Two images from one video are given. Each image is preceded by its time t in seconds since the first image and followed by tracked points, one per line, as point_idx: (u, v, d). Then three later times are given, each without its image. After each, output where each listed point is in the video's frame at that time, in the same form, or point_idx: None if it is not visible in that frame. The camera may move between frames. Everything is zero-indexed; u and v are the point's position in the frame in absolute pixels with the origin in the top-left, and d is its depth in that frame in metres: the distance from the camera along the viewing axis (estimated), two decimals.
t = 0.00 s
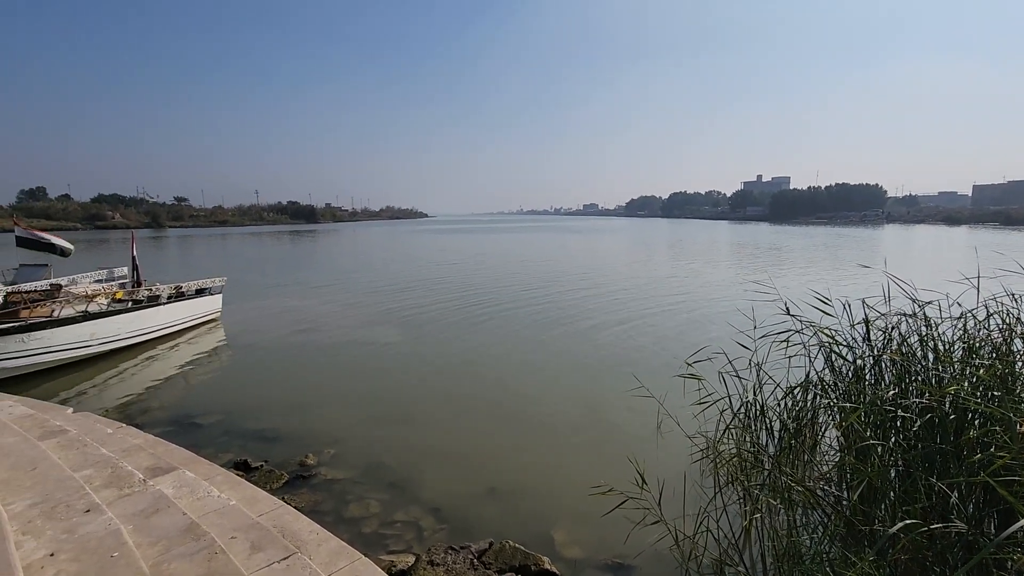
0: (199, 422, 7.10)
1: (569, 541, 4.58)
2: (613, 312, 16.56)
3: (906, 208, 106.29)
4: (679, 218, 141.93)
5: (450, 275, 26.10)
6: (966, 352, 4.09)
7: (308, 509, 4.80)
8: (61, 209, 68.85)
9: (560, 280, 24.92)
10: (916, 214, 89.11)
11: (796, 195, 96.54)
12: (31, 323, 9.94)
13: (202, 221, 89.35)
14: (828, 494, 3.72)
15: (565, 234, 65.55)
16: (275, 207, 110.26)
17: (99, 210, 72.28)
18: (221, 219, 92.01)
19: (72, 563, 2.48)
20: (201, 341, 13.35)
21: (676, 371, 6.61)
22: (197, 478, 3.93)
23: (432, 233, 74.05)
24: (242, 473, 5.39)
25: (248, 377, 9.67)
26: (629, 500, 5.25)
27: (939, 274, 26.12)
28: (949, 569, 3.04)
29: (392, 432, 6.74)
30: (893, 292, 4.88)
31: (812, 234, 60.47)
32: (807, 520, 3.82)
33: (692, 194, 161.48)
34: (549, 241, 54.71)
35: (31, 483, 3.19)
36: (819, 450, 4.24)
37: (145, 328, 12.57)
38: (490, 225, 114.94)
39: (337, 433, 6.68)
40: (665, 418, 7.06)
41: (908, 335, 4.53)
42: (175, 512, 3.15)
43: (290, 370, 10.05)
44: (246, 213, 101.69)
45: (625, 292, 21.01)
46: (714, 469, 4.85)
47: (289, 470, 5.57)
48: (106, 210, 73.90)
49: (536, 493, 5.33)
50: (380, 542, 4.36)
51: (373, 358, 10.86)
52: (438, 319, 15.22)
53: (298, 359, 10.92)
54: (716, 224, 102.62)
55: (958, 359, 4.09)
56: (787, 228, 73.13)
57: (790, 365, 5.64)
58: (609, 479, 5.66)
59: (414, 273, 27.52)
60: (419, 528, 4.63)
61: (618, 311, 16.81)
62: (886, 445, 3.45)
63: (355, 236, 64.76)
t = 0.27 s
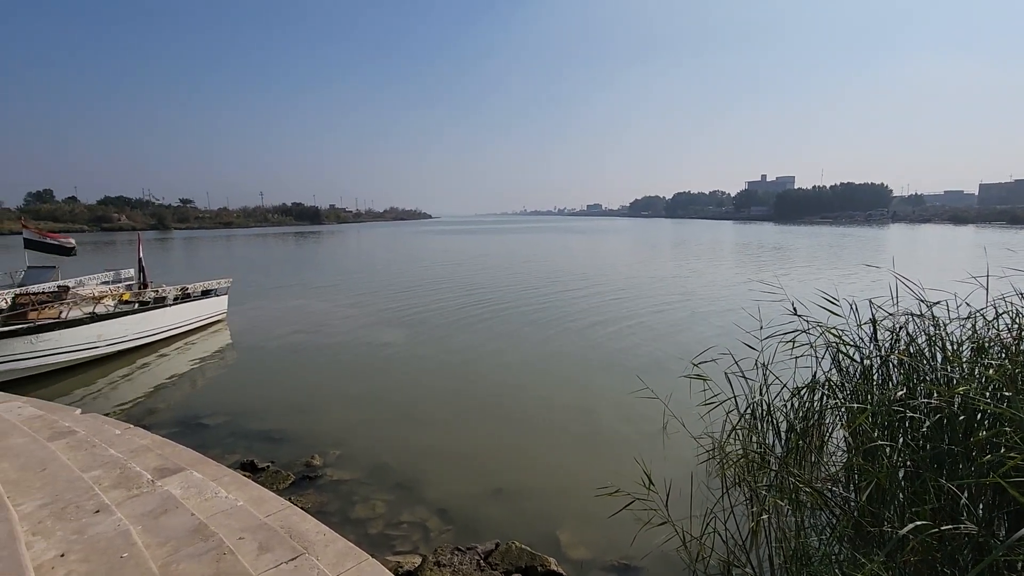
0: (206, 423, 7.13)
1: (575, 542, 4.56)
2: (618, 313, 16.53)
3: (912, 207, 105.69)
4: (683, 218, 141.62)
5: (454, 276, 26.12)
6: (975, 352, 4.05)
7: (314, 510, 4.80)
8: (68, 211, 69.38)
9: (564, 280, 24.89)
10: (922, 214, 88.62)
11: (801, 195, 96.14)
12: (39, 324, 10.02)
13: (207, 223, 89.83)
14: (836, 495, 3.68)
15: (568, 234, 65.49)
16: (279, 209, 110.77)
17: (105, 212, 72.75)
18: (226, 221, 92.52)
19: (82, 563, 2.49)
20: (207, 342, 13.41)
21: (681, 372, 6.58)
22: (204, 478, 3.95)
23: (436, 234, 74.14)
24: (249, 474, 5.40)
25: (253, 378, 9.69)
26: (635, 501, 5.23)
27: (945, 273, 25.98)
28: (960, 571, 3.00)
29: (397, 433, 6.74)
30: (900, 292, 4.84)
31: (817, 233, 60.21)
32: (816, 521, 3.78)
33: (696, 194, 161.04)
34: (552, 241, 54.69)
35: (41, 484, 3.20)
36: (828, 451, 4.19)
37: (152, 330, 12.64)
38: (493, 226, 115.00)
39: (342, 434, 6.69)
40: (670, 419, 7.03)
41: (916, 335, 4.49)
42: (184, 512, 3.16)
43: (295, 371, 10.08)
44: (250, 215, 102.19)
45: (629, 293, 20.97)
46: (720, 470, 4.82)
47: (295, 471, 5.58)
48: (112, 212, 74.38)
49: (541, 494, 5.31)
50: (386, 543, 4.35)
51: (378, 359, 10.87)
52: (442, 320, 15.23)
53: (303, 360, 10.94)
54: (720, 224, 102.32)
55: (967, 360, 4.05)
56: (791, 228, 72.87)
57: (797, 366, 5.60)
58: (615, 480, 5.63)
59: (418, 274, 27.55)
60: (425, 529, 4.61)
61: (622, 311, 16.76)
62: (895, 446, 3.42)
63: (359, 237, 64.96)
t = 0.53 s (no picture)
0: (210, 424, 7.15)
1: (578, 543, 4.55)
2: (621, 313, 16.50)
3: (917, 207, 105.22)
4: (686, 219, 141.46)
5: (457, 277, 26.13)
6: (981, 353, 4.03)
7: (317, 511, 4.80)
8: (73, 211, 69.77)
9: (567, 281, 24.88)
10: (927, 214, 88.20)
11: (805, 195, 95.87)
12: (45, 325, 10.07)
13: (212, 223, 90.20)
14: (840, 496, 3.67)
15: (571, 235, 65.51)
16: (283, 209, 111.13)
17: (110, 213, 73.11)
18: (230, 221, 92.94)
19: (88, 564, 2.50)
20: (211, 342, 13.46)
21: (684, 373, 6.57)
22: (209, 479, 3.96)
23: (439, 235, 74.21)
24: (252, 474, 5.42)
25: (257, 379, 9.73)
26: (639, 503, 5.22)
27: (951, 274, 25.86)
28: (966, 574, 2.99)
29: (399, 433, 6.75)
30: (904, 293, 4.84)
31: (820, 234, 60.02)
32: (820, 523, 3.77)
33: (699, 195, 160.76)
34: (555, 241, 54.69)
35: (46, 484, 3.22)
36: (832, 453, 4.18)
37: (156, 330, 12.70)
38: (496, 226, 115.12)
39: (345, 434, 6.70)
40: (673, 420, 7.02)
41: (921, 337, 4.48)
42: (188, 513, 3.17)
43: (299, 372, 10.10)
44: (254, 215, 102.59)
45: (632, 293, 20.95)
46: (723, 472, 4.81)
47: (299, 472, 5.59)
48: (117, 213, 74.78)
49: (545, 495, 5.31)
50: (389, 544, 4.35)
51: (380, 359, 10.88)
52: (445, 321, 15.25)
53: (307, 360, 10.96)
54: (723, 224, 102.07)
55: (972, 361, 4.03)
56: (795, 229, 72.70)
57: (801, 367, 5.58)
58: (618, 481, 5.63)
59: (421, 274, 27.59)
60: (427, 529, 4.61)
61: (625, 312, 16.75)
62: (900, 448, 3.41)
63: (362, 237, 65.17)
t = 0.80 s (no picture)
0: (213, 422, 7.18)
1: (580, 543, 4.55)
2: (623, 313, 16.48)
3: (922, 208, 104.75)
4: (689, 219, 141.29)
5: (461, 277, 26.17)
6: (987, 354, 3.99)
7: (320, 509, 4.81)
8: (79, 210, 70.13)
9: (570, 281, 24.86)
10: (932, 215, 87.83)
11: (809, 195, 95.57)
12: (50, 323, 10.11)
13: (216, 222, 90.52)
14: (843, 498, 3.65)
15: (574, 235, 65.60)
16: (287, 209, 111.54)
17: (115, 212, 73.46)
18: (234, 220, 93.32)
19: (92, 561, 2.52)
20: (215, 341, 13.51)
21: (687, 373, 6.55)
22: (212, 477, 3.98)
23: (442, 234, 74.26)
24: (255, 473, 5.44)
25: (260, 377, 9.75)
26: (642, 504, 5.21)
27: (955, 275, 25.76)
28: None
29: (401, 433, 6.76)
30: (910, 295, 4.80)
31: (825, 234, 59.74)
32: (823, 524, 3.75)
33: (703, 195, 160.46)
34: (558, 241, 54.70)
35: (51, 481, 3.23)
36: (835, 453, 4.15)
37: (161, 328, 12.75)
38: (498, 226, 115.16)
39: (348, 433, 6.71)
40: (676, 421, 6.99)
41: (926, 338, 4.45)
42: (191, 510, 3.18)
43: (302, 370, 10.13)
44: (257, 215, 102.92)
45: (635, 293, 20.92)
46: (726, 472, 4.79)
47: (301, 470, 5.60)
48: (122, 211, 75.14)
49: (547, 495, 5.31)
50: (391, 542, 4.35)
51: (384, 359, 10.89)
52: (448, 321, 15.25)
53: (309, 359, 10.99)
54: (727, 225, 101.89)
55: (977, 363, 4.00)
56: (799, 229, 72.48)
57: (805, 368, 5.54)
58: (621, 482, 5.61)
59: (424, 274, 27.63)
60: (429, 528, 4.61)
61: (628, 312, 16.73)
62: (905, 450, 3.39)
63: (365, 237, 65.37)
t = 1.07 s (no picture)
0: (217, 419, 7.21)
1: (582, 542, 4.55)
2: (627, 313, 16.47)
3: (927, 209, 104.31)
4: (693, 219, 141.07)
5: (464, 275, 26.21)
6: (991, 356, 3.98)
7: (322, 506, 4.83)
8: (84, 208, 70.53)
9: (572, 280, 24.87)
10: (937, 215, 87.45)
11: (813, 195, 95.28)
12: (56, 319, 10.18)
13: (220, 219, 90.93)
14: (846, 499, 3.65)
15: (577, 234, 65.60)
16: (291, 207, 111.94)
17: (120, 209, 73.88)
18: (238, 218, 93.70)
19: (97, 555, 2.53)
20: (220, 338, 13.57)
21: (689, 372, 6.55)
22: (216, 473, 4.00)
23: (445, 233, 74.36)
24: (259, 469, 5.47)
25: (264, 375, 9.80)
26: (644, 503, 5.22)
27: (960, 276, 25.65)
28: None
29: (404, 431, 6.77)
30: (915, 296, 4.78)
31: (829, 234, 59.54)
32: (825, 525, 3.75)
33: (707, 195, 160.15)
34: (561, 241, 54.70)
35: (57, 477, 3.26)
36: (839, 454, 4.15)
37: (165, 325, 12.81)
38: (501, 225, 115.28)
39: (351, 431, 6.73)
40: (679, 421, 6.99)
41: (931, 339, 4.43)
42: (196, 507, 3.20)
43: (305, 368, 10.16)
44: (262, 213, 103.26)
45: (638, 293, 20.92)
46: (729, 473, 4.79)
47: (304, 467, 5.62)
48: (127, 209, 75.53)
49: (549, 494, 5.32)
50: (394, 540, 4.36)
51: (387, 357, 10.92)
52: (451, 319, 15.28)
53: (313, 357, 11.02)
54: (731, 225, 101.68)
55: (981, 365, 3.99)
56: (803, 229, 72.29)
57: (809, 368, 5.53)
58: (623, 481, 5.62)
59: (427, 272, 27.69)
60: (432, 527, 4.62)
61: (631, 311, 16.72)
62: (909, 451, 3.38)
63: (369, 235, 65.57)
